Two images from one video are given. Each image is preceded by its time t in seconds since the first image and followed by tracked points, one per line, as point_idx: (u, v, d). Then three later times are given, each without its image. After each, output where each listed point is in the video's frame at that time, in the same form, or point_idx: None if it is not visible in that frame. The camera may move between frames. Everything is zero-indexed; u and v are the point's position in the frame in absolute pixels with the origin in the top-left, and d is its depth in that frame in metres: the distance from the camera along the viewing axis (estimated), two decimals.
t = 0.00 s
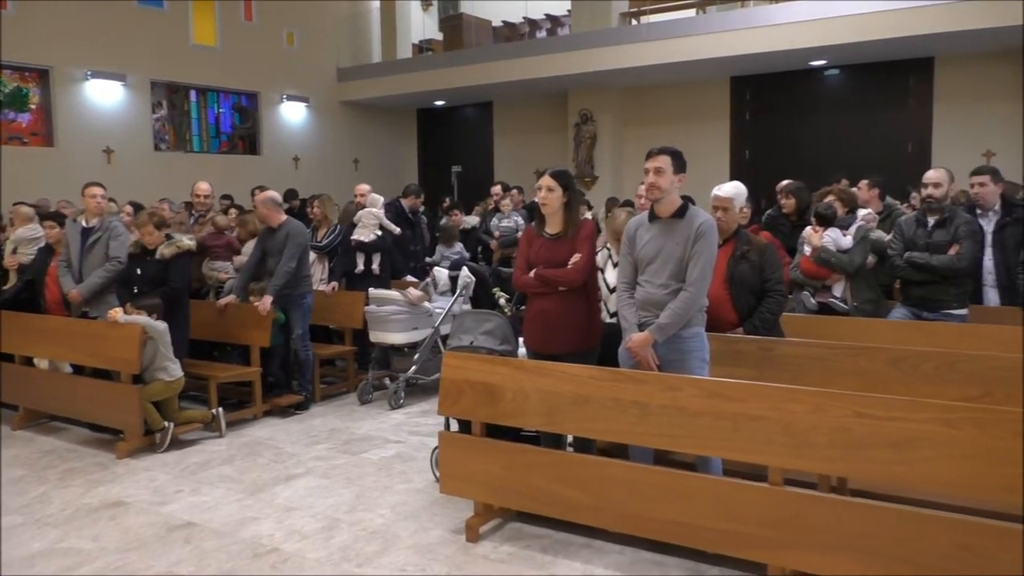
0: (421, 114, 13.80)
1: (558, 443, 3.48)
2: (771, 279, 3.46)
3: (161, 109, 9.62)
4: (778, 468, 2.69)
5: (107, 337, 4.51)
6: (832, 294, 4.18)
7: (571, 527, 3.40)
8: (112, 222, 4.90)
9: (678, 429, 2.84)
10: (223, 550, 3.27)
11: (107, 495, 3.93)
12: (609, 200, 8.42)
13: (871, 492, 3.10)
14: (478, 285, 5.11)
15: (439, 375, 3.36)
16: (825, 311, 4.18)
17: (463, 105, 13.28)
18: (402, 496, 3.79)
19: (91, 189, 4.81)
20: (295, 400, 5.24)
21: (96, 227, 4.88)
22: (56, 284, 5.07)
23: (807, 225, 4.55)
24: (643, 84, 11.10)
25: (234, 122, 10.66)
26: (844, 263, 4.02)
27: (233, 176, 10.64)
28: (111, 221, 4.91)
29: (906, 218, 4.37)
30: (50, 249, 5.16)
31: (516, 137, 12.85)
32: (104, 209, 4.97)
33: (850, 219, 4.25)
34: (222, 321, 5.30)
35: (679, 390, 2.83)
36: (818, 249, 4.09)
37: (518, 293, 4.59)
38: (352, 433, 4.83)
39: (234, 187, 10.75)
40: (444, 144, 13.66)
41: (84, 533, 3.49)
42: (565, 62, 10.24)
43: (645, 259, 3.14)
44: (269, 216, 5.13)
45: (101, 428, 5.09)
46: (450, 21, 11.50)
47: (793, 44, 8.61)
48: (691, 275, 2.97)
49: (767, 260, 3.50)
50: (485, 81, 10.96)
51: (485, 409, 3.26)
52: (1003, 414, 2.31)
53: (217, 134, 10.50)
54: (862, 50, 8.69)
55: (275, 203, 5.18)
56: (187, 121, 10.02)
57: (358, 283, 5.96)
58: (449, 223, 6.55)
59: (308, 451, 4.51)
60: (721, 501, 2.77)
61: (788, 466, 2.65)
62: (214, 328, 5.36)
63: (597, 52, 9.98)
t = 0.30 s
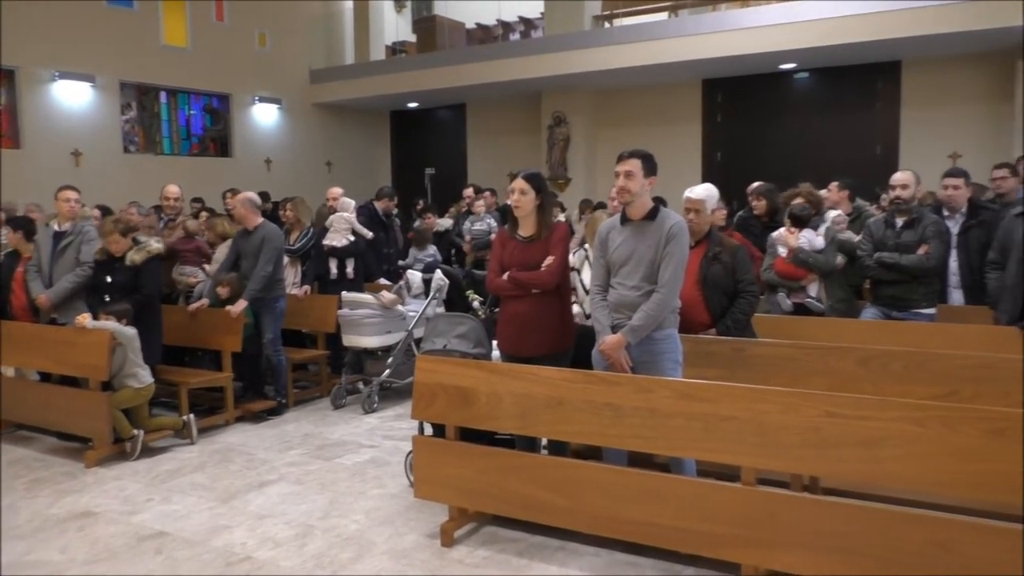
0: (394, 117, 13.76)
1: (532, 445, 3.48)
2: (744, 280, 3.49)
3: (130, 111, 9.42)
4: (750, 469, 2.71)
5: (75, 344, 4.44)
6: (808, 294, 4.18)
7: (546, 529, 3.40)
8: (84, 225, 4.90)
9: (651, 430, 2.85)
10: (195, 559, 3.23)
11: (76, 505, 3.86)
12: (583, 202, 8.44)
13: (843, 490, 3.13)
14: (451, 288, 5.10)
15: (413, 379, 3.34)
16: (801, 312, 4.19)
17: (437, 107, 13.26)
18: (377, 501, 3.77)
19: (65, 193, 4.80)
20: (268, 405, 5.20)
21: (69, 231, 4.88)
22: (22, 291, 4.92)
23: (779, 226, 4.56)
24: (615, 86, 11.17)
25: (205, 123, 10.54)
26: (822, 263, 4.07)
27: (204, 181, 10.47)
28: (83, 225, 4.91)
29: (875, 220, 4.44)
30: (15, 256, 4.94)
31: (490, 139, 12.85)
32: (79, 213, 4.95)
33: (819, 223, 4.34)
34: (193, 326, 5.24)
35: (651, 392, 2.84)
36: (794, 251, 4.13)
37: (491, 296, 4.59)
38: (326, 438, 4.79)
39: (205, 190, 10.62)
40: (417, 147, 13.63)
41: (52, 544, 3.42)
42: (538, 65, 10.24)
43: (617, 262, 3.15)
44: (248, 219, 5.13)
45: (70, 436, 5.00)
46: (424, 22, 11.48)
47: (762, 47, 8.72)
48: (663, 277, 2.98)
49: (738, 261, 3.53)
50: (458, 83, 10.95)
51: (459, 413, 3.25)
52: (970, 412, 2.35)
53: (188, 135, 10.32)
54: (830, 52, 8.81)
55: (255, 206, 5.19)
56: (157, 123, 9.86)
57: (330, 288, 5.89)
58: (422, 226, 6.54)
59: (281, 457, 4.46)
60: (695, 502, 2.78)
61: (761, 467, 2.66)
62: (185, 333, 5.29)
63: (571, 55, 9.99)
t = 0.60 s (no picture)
0: (365, 117, 13.69)
1: (506, 447, 3.49)
2: (715, 280, 3.53)
3: (96, 110, 8.90)
4: (722, 468, 2.74)
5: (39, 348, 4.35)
6: (783, 294, 4.26)
7: (519, 530, 3.41)
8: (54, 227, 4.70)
9: (625, 431, 2.86)
10: (165, 565, 3.19)
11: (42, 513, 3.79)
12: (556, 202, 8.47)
13: (812, 488, 3.18)
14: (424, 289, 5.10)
15: (385, 382, 3.33)
16: (778, 312, 4.24)
17: (409, 108, 13.21)
18: (349, 504, 3.75)
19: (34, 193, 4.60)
20: (238, 408, 5.17)
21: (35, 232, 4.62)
22: None
23: (749, 228, 4.63)
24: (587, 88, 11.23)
25: (173, 124, 10.36)
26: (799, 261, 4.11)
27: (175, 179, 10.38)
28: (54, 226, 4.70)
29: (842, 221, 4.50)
30: None
31: (462, 140, 12.83)
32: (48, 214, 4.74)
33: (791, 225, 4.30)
34: (161, 328, 5.18)
35: (624, 393, 2.86)
36: (772, 252, 4.15)
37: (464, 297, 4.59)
38: (298, 441, 4.76)
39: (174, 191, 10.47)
40: (389, 148, 13.57)
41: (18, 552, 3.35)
42: (511, 66, 10.24)
43: (588, 263, 3.16)
44: (225, 220, 5.10)
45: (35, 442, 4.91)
46: (396, 23, 11.43)
47: (732, 50, 8.80)
48: (635, 277, 3.00)
49: (710, 261, 3.56)
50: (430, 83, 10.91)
51: (432, 415, 3.24)
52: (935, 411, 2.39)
53: (156, 135, 10.23)
54: (798, 54, 8.93)
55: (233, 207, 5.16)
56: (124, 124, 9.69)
57: (301, 290, 5.85)
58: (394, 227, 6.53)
59: (252, 461, 4.42)
60: (668, 501, 2.81)
61: (732, 466, 2.69)
62: (154, 336, 5.23)
63: (545, 56, 9.99)
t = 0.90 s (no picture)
0: (337, 116, 13.60)
1: (479, 446, 3.49)
2: (686, 279, 3.55)
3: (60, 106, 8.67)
4: (693, 464, 2.76)
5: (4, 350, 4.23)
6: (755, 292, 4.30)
7: (493, 529, 3.41)
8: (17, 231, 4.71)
9: (598, 428, 2.88)
10: (135, 569, 3.15)
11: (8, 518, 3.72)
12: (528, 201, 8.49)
13: (782, 483, 3.22)
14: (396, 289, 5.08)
15: (358, 382, 3.32)
16: (751, 309, 4.26)
17: (380, 107, 13.15)
18: (322, 505, 3.73)
19: None
20: (209, 410, 5.12)
21: None
22: None
23: (720, 226, 4.61)
24: (559, 87, 11.26)
25: (141, 122, 10.43)
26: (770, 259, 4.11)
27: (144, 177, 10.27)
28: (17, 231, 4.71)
29: (813, 219, 4.57)
30: None
31: (434, 139, 12.80)
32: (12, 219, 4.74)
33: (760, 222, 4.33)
34: (129, 330, 5.11)
35: (596, 390, 2.87)
36: (744, 249, 4.11)
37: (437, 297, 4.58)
38: (270, 442, 4.72)
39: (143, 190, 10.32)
40: (361, 147, 13.48)
41: None
42: (483, 65, 10.23)
43: (559, 262, 3.17)
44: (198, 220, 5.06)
45: None
46: (366, 21, 11.38)
47: (701, 49, 8.89)
48: (607, 275, 3.02)
49: (682, 261, 3.57)
50: (400, 81, 10.86)
51: (406, 414, 3.23)
52: (900, 405, 2.44)
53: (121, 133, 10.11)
54: (766, 55, 9.04)
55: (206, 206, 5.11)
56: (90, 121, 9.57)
57: (274, 291, 5.77)
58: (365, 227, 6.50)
59: (223, 462, 4.38)
60: (642, 498, 2.83)
61: (704, 462, 2.72)
62: (122, 337, 5.15)
63: (517, 55, 9.99)
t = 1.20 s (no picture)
0: (308, 114, 13.50)
1: (453, 445, 3.50)
2: (658, 277, 3.58)
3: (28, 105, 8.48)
4: (665, 460, 2.79)
5: None
6: (719, 291, 4.41)
7: (467, 527, 3.42)
8: None
9: (572, 426, 2.90)
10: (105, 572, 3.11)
11: None
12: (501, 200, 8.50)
13: (753, 478, 3.26)
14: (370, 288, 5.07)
15: (332, 381, 3.30)
16: (714, 307, 4.41)
17: (352, 106, 13.07)
18: (296, 506, 3.71)
19: None
20: (179, 411, 5.06)
21: None
22: None
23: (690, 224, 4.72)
24: (531, 86, 11.27)
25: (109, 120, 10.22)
26: (733, 259, 4.21)
27: (112, 176, 10.12)
28: None
29: (782, 217, 4.62)
30: None
31: (407, 139, 12.76)
32: None
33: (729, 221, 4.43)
34: (97, 331, 5.03)
35: (569, 388, 2.89)
36: (707, 248, 4.25)
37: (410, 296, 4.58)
38: (242, 443, 4.69)
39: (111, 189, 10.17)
40: (333, 145, 13.39)
41: None
42: (456, 63, 10.21)
43: (531, 261, 3.18)
44: (169, 218, 5.01)
45: None
46: (338, 18, 11.31)
47: (672, 49, 8.95)
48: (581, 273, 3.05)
49: (653, 259, 3.60)
50: (373, 79, 10.80)
51: (380, 414, 3.23)
52: (866, 401, 2.48)
53: (90, 132, 9.94)
54: (736, 56, 9.13)
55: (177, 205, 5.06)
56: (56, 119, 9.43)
57: (247, 290, 5.75)
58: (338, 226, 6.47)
59: (195, 464, 4.34)
60: (615, 495, 2.85)
61: (676, 459, 2.75)
62: (90, 338, 5.08)
63: (490, 53, 9.98)
